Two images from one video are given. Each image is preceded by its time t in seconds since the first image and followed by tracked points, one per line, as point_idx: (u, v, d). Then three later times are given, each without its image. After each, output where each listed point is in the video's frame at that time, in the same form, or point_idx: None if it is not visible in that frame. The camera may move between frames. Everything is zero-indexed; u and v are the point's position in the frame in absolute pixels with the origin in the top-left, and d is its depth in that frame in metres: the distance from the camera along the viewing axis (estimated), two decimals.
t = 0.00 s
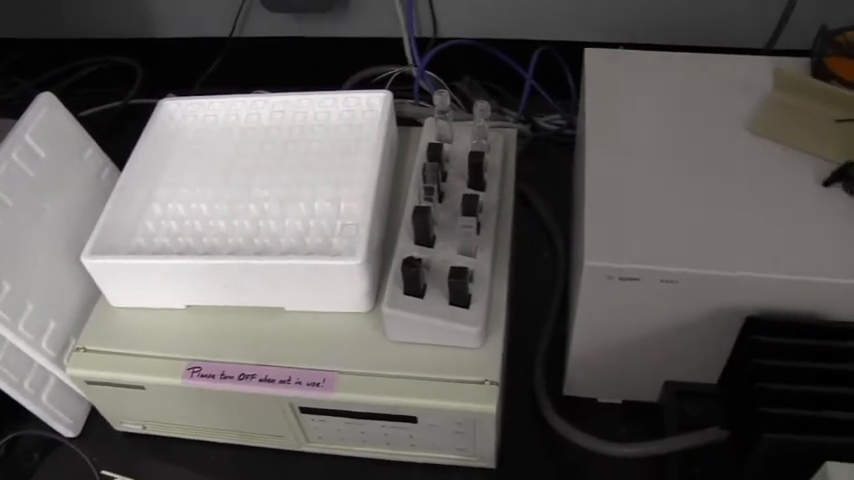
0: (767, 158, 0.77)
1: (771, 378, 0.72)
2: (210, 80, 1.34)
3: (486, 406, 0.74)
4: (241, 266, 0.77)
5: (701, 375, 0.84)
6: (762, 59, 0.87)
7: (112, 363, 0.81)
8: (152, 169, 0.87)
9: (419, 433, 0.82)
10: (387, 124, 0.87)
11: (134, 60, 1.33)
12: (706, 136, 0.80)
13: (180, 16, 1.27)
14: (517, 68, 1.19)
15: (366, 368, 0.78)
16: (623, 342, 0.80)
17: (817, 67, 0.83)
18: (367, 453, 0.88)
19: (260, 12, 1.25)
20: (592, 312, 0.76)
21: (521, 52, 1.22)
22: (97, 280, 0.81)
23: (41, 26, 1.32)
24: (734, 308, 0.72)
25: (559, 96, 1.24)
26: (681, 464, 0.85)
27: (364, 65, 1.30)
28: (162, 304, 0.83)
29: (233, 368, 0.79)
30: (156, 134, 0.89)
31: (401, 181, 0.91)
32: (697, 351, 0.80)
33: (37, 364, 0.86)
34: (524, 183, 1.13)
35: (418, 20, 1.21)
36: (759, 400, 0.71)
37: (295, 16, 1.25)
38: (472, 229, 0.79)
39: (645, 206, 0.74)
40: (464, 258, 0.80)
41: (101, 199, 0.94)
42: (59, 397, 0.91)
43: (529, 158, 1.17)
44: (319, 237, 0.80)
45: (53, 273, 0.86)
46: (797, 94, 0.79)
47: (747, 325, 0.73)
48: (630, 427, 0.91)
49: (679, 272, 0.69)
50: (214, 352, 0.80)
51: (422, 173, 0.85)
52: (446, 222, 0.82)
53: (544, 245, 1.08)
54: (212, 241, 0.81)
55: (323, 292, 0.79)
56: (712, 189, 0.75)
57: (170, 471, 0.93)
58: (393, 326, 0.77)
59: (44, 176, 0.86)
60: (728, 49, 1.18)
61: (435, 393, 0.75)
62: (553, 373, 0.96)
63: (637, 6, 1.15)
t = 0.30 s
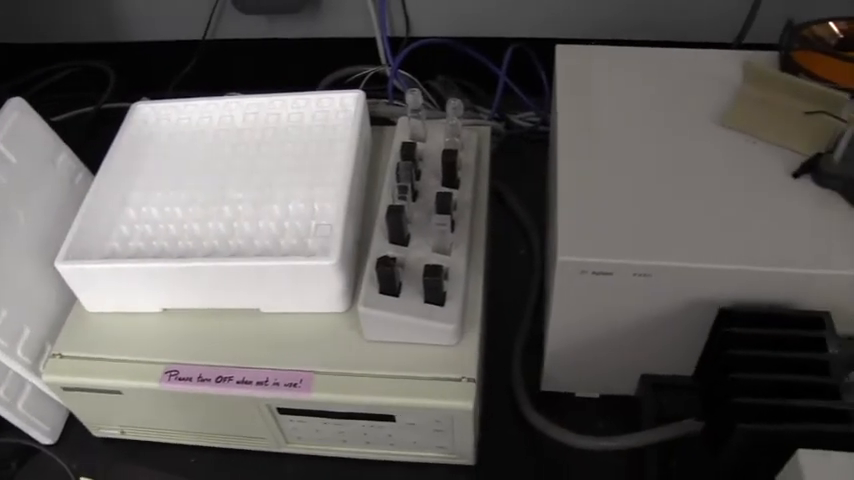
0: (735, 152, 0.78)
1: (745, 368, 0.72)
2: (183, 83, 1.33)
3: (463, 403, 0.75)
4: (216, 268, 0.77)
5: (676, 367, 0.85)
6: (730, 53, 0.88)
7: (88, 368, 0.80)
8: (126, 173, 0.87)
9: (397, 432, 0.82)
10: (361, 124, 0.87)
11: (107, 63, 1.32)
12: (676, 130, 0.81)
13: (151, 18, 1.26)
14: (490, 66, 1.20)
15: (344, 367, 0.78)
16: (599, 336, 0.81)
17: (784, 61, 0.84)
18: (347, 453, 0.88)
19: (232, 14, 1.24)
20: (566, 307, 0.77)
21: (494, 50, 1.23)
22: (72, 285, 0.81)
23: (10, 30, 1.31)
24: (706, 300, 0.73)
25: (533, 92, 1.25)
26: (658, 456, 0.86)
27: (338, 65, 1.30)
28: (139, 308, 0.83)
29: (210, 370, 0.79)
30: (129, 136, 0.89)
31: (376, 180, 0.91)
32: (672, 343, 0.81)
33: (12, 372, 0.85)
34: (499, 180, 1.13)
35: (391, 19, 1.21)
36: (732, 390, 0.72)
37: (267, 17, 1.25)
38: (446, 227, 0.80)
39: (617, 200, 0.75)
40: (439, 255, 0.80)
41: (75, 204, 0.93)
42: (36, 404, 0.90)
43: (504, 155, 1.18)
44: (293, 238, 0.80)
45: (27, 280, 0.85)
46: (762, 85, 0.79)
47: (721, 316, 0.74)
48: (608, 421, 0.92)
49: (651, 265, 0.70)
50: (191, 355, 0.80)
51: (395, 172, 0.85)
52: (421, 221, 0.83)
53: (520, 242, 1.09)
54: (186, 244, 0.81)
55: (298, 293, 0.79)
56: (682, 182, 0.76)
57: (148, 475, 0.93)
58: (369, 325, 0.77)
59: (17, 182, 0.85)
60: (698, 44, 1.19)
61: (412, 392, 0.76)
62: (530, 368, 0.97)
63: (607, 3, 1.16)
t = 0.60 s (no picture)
0: (708, 146, 0.79)
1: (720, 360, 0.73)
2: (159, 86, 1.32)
3: (442, 400, 0.75)
4: (194, 272, 0.77)
5: (654, 361, 0.85)
6: (702, 48, 0.89)
7: (67, 374, 0.80)
8: (102, 178, 0.86)
9: (378, 431, 0.82)
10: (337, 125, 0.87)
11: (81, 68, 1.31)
12: (650, 125, 0.82)
13: (125, 21, 1.25)
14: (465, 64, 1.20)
15: (323, 368, 0.78)
16: (577, 331, 0.81)
17: (755, 56, 0.85)
18: (328, 453, 0.88)
19: (207, 16, 1.24)
20: (544, 303, 0.78)
21: (469, 48, 1.23)
22: (49, 292, 0.80)
23: None
24: (682, 293, 0.74)
25: (509, 90, 1.25)
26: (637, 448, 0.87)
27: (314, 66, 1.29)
28: (117, 313, 0.83)
29: (190, 373, 0.79)
30: (105, 141, 0.89)
31: (353, 180, 0.91)
32: (649, 337, 0.81)
33: None
34: (477, 179, 1.14)
35: (366, 19, 1.22)
36: (709, 383, 0.72)
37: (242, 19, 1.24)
38: (422, 226, 0.80)
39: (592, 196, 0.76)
40: (416, 254, 0.81)
41: (50, 210, 0.92)
42: (15, 411, 0.90)
43: (481, 153, 1.18)
44: (271, 240, 0.80)
45: (4, 286, 0.85)
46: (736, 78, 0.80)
47: (696, 309, 0.75)
48: (588, 416, 0.93)
49: (626, 260, 0.71)
50: (170, 359, 0.80)
51: (371, 172, 0.85)
52: (398, 220, 0.83)
53: (498, 239, 1.09)
54: (164, 247, 0.80)
55: (277, 294, 0.79)
56: (656, 177, 0.77)
57: None
58: (348, 325, 0.77)
59: None
60: (671, 40, 1.20)
61: (392, 391, 0.76)
62: (511, 365, 0.97)
63: None
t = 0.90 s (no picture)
0: (683, 141, 0.80)
1: (698, 353, 0.74)
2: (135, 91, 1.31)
3: (423, 400, 0.75)
4: (172, 276, 0.76)
5: (634, 356, 0.86)
6: (677, 44, 0.90)
7: (46, 382, 0.79)
8: (78, 184, 0.86)
9: (360, 432, 0.82)
10: (313, 127, 0.87)
11: (55, 73, 1.29)
12: (625, 122, 0.82)
13: (98, 26, 1.24)
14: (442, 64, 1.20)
15: (304, 370, 0.78)
16: (558, 328, 0.82)
17: (728, 52, 0.86)
18: (311, 455, 0.88)
19: (182, 19, 1.23)
20: (523, 300, 0.78)
21: (445, 48, 1.23)
22: (26, 300, 0.79)
23: None
24: (659, 288, 0.75)
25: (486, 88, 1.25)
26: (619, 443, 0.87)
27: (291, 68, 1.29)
28: (95, 319, 0.82)
29: (170, 378, 0.78)
30: (80, 147, 0.88)
31: (330, 182, 0.91)
32: (629, 332, 0.82)
33: None
34: (456, 178, 1.14)
35: (342, 20, 1.21)
36: (689, 377, 0.73)
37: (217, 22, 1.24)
38: (400, 226, 0.80)
39: (569, 194, 0.76)
40: (394, 255, 0.81)
41: (26, 217, 0.91)
42: None
43: (459, 153, 1.18)
44: (249, 243, 0.79)
45: None
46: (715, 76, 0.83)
47: (674, 304, 0.75)
48: (571, 413, 0.93)
49: (604, 256, 0.71)
50: (150, 365, 0.79)
51: (348, 173, 0.85)
52: (376, 221, 0.83)
53: (478, 238, 1.09)
54: (141, 252, 0.80)
55: (256, 297, 0.79)
56: (632, 174, 0.77)
57: None
58: (328, 327, 0.77)
59: None
60: (645, 37, 1.21)
61: (372, 391, 0.76)
62: (493, 363, 0.97)
63: None
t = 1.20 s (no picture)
0: (661, 138, 0.81)
1: (678, 348, 0.74)
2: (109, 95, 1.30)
3: (406, 400, 0.75)
4: (151, 282, 0.75)
5: (616, 352, 0.87)
6: (655, 42, 0.91)
7: (24, 391, 0.78)
8: (55, 190, 0.84)
9: (343, 434, 0.82)
10: (292, 128, 0.86)
11: (27, 77, 1.27)
12: (603, 120, 0.83)
13: (70, 29, 1.22)
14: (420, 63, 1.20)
15: (286, 372, 0.77)
16: (540, 326, 0.82)
17: (704, 47, 0.87)
18: (295, 458, 0.88)
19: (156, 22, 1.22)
20: (505, 299, 0.78)
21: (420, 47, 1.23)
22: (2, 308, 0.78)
23: None
24: (640, 284, 0.75)
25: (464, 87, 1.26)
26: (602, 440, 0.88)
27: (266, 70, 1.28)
28: (74, 327, 0.81)
29: (152, 384, 0.77)
30: (57, 153, 0.86)
31: (310, 183, 0.90)
32: (610, 329, 0.82)
33: None
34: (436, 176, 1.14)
35: (320, 21, 1.21)
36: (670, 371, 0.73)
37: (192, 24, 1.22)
38: (381, 226, 0.80)
39: (550, 192, 0.76)
40: (374, 255, 0.80)
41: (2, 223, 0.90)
42: None
43: (438, 151, 1.18)
44: (228, 246, 0.79)
45: None
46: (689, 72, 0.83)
47: (653, 299, 0.76)
48: (553, 410, 0.94)
49: (585, 254, 0.72)
50: (130, 371, 0.78)
51: (327, 174, 0.85)
52: (355, 221, 0.82)
53: (459, 236, 1.10)
54: (120, 258, 0.79)
55: (237, 300, 0.78)
56: (612, 171, 0.78)
57: None
58: (310, 329, 0.77)
59: None
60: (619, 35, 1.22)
61: (355, 393, 0.76)
62: (475, 364, 0.97)
63: None
